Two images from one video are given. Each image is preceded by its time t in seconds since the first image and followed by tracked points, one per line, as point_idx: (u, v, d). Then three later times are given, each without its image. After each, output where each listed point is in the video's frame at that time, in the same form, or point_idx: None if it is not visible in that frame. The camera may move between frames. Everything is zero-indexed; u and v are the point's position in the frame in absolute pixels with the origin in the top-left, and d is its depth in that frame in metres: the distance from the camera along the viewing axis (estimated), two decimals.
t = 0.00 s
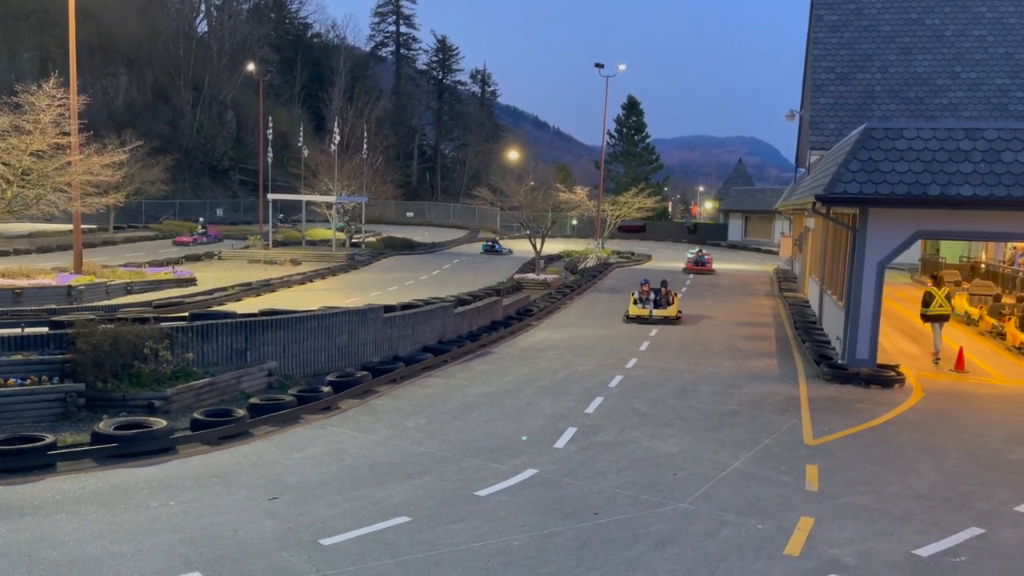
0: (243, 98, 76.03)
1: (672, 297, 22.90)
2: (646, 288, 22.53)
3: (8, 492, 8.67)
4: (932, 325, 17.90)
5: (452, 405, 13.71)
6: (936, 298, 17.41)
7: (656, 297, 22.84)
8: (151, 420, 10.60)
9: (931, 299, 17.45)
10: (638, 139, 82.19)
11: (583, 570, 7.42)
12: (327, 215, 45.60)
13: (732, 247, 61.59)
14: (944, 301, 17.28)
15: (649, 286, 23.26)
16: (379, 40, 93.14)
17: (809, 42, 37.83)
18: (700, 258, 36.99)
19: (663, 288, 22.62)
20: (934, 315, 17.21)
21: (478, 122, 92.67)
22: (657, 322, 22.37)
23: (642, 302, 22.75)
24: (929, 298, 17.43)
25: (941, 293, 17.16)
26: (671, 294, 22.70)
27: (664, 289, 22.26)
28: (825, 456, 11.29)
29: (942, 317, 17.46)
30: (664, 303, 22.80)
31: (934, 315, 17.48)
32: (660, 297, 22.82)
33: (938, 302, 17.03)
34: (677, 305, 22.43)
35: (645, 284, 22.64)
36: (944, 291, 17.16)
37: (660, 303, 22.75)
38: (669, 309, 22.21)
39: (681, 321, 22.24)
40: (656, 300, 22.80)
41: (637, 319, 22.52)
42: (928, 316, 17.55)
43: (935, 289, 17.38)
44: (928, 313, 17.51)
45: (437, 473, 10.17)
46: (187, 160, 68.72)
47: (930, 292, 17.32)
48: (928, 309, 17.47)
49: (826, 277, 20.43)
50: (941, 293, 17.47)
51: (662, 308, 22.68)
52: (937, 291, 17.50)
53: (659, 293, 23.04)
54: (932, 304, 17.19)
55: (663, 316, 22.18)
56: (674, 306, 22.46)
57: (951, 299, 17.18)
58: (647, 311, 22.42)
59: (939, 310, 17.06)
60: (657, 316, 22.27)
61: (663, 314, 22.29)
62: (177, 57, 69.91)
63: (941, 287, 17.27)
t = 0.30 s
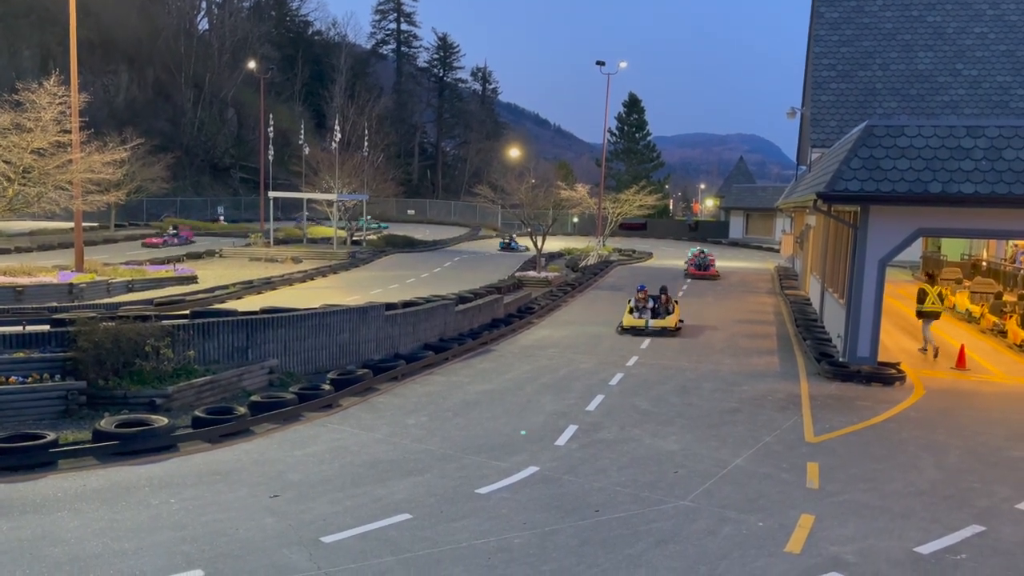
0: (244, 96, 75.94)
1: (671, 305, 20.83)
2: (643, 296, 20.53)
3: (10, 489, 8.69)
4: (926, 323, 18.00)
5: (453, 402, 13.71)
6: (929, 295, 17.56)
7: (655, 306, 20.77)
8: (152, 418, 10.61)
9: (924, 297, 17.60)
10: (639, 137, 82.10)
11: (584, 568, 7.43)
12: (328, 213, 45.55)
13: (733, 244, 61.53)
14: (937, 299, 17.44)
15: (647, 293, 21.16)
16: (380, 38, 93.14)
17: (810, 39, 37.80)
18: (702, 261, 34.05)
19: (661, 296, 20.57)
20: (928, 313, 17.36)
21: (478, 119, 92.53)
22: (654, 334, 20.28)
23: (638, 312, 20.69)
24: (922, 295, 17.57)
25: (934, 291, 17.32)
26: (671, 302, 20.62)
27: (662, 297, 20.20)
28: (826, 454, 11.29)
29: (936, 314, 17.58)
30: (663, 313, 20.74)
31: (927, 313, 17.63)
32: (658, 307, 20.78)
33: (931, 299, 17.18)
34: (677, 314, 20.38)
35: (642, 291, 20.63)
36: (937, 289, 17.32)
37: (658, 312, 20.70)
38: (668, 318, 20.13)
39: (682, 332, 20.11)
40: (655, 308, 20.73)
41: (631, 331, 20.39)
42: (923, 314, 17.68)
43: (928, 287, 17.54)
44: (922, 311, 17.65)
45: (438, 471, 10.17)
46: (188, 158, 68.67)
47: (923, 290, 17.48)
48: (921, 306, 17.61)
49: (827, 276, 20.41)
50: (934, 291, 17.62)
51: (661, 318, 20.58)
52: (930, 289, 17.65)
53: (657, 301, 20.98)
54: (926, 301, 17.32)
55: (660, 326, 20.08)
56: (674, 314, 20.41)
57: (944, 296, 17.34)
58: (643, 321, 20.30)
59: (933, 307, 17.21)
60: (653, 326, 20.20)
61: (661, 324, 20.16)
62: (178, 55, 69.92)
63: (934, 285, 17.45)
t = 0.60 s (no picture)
0: (246, 93, 75.88)
1: (668, 318, 18.55)
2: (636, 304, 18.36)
3: (12, 486, 8.71)
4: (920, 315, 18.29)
5: (455, 399, 13.71)
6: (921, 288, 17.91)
7: (650, 318, 18.52)
8: (155, 415, 10.63)
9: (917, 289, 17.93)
10: (641, 134, 81.98)
11: (586, 565, 7.44)
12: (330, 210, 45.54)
13: (735, 241, 61.41)
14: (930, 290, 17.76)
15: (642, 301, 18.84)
16: (381, 35, 93.06)
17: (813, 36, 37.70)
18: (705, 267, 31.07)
19: (657, 306, 18.35)
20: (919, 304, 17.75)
21: (480, 116, 92.37)
22: (644, 349, 17.93)
23: (631, 323, 18.44)
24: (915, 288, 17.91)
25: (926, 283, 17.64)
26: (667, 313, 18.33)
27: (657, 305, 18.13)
28: (828, 450, 11.29)
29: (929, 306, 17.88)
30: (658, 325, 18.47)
31: (921, 305, 17.92)
32: (652, 319, 18.53)
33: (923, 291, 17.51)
34: (673, 328, 18.08)
35: (637, 299, 18.45)
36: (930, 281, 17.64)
37: (652, 324, 18.44)
38: (662, 331, 17.83)
39: (677, 348, 17.80)
40: (649, 320, 18.48)
41: (619, 344, 18.10)
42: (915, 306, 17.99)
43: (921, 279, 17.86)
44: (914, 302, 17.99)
45: (440, 468, 10.18)
46: (190, 155, 68.59)
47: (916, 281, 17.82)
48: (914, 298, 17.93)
49: (829, 272, 20.40)
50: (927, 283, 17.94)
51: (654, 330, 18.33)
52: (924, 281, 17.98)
53: (652, 312, 18.78)
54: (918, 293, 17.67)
55: (652, 340, 17.79)
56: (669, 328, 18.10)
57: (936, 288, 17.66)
58: (633, 333, 18.04)
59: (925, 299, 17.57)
60: (643, 340, 17.89)
61: (653, 337, 17.84)
62: (180, 52, 69.97)
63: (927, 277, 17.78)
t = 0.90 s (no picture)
0: (250, 89, 75.97)
1: (661, 330, 16.43)
2: (625, 314, 16.29)
3: (19, 481, 8.75)
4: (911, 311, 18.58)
5: (459, 395, 13.73)
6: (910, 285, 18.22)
7: (640, 330, 16.42)
8: (159, 411, 10.66)
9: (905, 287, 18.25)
10: (645, 129, 81.86)
11: (589, 560, 7.45)
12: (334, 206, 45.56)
13: (739, 236, 61.32)
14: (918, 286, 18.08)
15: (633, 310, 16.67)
16: (384, 30, 93.00)
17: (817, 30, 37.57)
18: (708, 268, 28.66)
19: (649, 316, 16.23)
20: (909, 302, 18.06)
21: (484, 112, 92.26)
22: (633, 365, 15.81)
23: (619, 336, 16.36)
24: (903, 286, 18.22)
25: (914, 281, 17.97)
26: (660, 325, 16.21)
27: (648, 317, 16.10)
28: (832, 446, 11.29)
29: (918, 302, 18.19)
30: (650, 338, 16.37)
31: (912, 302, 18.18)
32: (643, 331, 16.43)
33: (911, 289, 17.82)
34: (666, 341, 15.99)
35: (626, 309, 16.38)
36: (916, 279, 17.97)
37: (643, 337, 16.36)
38: (653, 345, 15.72)
39: (670, 364, 15.72)
40: (640, 333, 16.39)
41: (604, 359, 16.05)
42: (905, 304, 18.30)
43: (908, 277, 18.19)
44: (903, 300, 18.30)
45: (443, 463, 10.20)
46: (194, 151, 68.64)
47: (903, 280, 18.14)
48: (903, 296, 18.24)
49: (833, 267, 20.36)
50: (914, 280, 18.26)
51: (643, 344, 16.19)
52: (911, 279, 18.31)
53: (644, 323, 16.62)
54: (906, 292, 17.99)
55: (641, 355, 15.69)
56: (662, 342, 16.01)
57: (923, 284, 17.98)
58: (620, 347, 15.94)
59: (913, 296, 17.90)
60: (632, 355, 15.79)
61: (643, 352, 15.73)
62: (184, 48, 70.07)
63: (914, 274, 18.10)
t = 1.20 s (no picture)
0: (255, 84, 75.96)
1: (649, 344, 14.46)
2: (607, 325, 14.38)
3: (28, 475, 8.81)
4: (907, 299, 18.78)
5: (465, 389, 13.74)
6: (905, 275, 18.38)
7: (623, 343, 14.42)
8: (167, 406, 10.71)
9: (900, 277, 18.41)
10: (651, 123, 81.61)
11: (596, 554, 7.47)
12: (340, 200, 45.57)
13: (746, 231, 61.14)
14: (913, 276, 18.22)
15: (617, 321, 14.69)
16: (390, 25, 92.86)
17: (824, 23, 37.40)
18: (711, 273, 26.13)
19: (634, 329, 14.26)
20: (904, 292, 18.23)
21: (489, 106, 92.03)
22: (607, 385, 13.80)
23: (597, 350, 14.41)
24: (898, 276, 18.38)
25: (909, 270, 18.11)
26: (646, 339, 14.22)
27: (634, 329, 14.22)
28: (838, 440, 11.27)
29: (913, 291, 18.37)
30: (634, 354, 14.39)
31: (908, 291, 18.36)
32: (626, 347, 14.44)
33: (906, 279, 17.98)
34: (648, 360, 13.93)
35: (608, 319, 14.47)
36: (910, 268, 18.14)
37: (625, 353, 14.38)
38: (632, 363, 13.70)
39: (649, 386, 13.64)
40: (623, 347, 14.42)
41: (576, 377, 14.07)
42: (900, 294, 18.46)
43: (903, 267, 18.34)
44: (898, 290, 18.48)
45: (450, 458, 10.22)
46: (200, 146, 68.67)
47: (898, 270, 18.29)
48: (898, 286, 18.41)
49: (840, 261, 20.30)
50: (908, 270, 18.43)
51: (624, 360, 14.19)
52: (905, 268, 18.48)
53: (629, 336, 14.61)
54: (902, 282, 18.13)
55: (616, 374, 13.66)
56: (645, 360, 13.97)
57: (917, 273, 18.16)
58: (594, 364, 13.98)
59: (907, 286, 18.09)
60: (605, 374, 13.78)
61: (620, 371, 13.72)
62: (190, 44, 70.24)
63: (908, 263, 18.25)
